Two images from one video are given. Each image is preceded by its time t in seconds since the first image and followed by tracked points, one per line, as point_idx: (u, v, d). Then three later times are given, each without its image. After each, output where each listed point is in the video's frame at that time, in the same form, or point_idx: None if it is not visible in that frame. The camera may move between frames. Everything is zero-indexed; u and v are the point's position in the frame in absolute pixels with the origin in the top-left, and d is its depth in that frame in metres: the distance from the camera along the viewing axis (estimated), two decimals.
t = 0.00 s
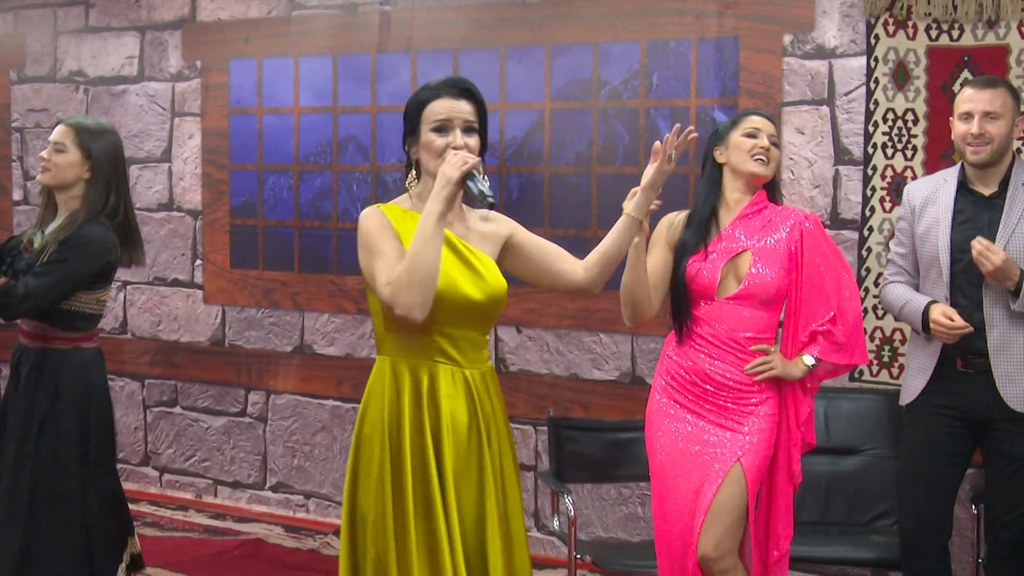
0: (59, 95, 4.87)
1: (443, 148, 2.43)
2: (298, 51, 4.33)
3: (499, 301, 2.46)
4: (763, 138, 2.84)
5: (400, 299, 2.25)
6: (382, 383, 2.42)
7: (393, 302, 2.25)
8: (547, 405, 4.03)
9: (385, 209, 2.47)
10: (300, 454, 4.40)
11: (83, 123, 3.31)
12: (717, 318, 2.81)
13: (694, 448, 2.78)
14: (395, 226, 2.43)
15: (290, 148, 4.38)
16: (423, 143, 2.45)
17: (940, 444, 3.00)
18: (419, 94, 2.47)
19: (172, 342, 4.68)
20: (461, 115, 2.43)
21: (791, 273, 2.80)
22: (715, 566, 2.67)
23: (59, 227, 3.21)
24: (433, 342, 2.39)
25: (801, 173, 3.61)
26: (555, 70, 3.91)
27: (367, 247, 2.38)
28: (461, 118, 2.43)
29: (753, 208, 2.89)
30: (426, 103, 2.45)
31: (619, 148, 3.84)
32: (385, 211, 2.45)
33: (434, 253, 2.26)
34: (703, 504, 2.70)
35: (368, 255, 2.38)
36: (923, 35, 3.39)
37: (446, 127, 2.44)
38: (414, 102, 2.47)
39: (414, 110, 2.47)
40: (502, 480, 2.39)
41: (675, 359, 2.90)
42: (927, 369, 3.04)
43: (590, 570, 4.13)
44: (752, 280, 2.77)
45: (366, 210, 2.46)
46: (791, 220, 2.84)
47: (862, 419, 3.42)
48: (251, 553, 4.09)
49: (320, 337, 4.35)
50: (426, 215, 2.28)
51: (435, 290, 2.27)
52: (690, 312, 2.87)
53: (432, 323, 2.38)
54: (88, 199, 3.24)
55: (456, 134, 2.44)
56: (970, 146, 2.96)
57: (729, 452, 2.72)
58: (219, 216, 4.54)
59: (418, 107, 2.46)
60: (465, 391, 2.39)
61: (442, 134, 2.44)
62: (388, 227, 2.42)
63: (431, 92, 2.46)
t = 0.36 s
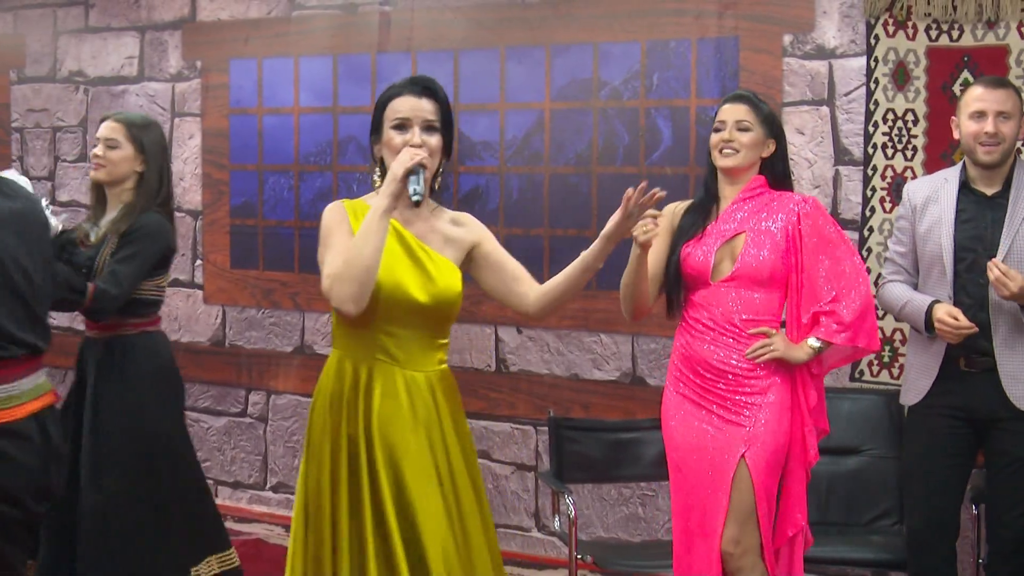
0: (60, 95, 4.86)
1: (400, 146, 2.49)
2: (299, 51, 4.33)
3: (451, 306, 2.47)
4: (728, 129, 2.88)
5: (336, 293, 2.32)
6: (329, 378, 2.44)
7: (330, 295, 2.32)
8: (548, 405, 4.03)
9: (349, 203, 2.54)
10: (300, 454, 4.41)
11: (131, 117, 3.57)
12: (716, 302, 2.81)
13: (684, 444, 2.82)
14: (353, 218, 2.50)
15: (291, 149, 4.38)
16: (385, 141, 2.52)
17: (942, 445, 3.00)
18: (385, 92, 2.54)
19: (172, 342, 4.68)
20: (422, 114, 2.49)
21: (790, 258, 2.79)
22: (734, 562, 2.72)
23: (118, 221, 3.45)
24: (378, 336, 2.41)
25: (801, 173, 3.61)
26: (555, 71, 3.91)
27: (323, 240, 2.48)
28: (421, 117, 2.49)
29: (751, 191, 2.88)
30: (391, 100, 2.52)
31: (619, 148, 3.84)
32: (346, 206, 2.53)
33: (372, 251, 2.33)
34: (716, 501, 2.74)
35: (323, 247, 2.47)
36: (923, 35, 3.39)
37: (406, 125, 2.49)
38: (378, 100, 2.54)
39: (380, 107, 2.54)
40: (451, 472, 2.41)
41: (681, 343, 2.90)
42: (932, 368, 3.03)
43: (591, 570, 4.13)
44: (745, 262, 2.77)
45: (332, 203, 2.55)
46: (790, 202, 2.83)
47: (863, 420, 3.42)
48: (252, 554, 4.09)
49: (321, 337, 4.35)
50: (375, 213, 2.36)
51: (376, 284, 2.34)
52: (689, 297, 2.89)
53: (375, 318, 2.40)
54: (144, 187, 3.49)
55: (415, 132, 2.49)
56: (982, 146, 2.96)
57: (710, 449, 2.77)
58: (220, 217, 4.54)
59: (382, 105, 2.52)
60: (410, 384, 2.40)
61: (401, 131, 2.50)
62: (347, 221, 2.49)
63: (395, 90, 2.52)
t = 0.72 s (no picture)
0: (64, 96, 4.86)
1: (360, 153, 2.54)
2: (304, 52, 4.33)
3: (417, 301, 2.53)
4: (734, 139, 2.88)
5: (285, 300, 2.42)
6: (293, 384, 2.55)
7: (279, 302, 2.43)
8: (553, 406, 4.03)
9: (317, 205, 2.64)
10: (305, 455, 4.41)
11: (168, 119, 3.52)
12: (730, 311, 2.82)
13: (689, 453, 2.86)
14: (316, 219, 2.60)
15: (296, 150, 4.38)
16: (345, 147, 2.57)
17: (948, 447, 3.00)
18: (343, 95, 2.58)
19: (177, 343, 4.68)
20: (380, 120, 2.53)
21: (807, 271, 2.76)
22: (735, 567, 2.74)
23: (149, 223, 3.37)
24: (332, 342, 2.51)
25: (805, 174, 3.61)
26: (560, 72, 3.91)
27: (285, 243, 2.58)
28: (379, 123, 2.53)
29: (764, 200, 2.89)
30: (349, 104, 2.56)
31: (623, 149, 3.83)
32: (313, 207, 2.62)
33: (319, 260, 2.42)
34: (716, 506, 2.79)
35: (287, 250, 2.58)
36: (927, 36, 3.39)
37: (367, 129, 2.53)
38: (337, 104, 2.58)
39: (338, 112, 2.58)
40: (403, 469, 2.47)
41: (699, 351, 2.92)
42: (940, 369, 3.02)
43: (595, 571, 4.13)
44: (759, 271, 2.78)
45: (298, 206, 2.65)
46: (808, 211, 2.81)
47: (867, 421, 3.42)
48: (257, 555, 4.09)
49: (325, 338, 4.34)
50: (328, 224, 2.45)
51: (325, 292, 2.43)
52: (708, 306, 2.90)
53: (329, 320, 2.51)
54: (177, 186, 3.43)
55: (374, 138, 2.54)
56: (988, 145, 2.95)
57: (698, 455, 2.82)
58: (224, 218, 4.54)
59: (341, 111, 2.57)
60: (360, 387, 2.48)
61: (361, 138, 2.54)
62: (309, 221, 2.60)
63: (354, 95, 2.56)
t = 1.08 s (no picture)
0: (68, 95, 4.86)
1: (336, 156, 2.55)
2: (308, 52, 4.33)
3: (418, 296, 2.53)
4: (762, 136, 2.84)
5: (287, 308, 2.44)
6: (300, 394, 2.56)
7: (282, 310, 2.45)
8: (557, 406, 4.02)
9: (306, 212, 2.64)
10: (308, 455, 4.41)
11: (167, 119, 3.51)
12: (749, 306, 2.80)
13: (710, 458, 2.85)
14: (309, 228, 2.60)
15: (300, 149, 4.37)
16: (320, 153, 2.58)
17: (953, 447, 2.99)
18: (308, 103, 2.58)
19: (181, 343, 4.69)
20: (349, 121, 2.54)
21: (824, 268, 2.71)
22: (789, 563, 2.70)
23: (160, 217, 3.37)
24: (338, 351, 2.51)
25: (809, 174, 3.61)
26: (564, 72, 3.91)
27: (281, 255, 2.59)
28: (348, 124, 2.54)
29: (785, 195, 2.82)
30: (316, 111, 2.56)
31: (628, 149, 3.83)
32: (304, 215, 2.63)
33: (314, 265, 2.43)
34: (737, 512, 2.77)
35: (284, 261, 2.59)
36: (931, 36, 3.38)
37: (337, 133, 2.54)
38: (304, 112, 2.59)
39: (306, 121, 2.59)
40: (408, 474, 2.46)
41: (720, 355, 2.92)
42: (946, 361, 3.01)
43: (600, 570, 4.13)
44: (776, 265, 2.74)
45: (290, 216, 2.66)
46: (825, 207, 2.75)
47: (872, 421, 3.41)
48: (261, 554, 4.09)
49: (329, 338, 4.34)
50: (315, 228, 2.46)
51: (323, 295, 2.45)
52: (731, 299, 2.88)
53: (337, 327, 2.52)
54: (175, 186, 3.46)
55: (346, 139, 2.54)
56: (993, 133, 2.95)
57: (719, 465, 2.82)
58: (228, 218, 4.55)
59: (308, 119, 2.58)
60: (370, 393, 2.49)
61: (334, 142, 2.55)
62: (301, 228, 2.61)
63: (319, 101, 2.56)
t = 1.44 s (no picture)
0: (70, 96, 4.87)
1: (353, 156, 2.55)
2: (310, 52, 4.33)
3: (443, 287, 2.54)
4: (774, 135, 2.83)
5: (325, 312, 2.43)
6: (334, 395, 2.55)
7: (319, 316, 2.44)
8: (559, 406, 4.02)
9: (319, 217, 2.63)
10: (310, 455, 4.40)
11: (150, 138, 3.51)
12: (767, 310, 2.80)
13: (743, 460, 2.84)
14: (326, 232, 2.59)
15: (302, 149, 4.37)
16: (335, 154, 2.58)
17: (955, 447, 2.99)
18: (316, 103, 2.58)
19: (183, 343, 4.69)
20: (362, 119, 2.53)
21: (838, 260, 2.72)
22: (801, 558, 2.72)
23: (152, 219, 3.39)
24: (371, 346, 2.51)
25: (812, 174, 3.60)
26: (566, 72, 3.91)
27: (302, 261, 2.58)
28: (362, 122, 2.53)
29: (798, 197, 2.83)
30: (326, 112, 2.56)
31: (631, 149, 3.83)
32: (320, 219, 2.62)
33: (348, 266, 2.43)
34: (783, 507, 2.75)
35: (305, 268, 2.58)
36: (934, 36, 3.38)
37: (353, 133, 2.54)
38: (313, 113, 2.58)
39: (316, 123, 2.58)
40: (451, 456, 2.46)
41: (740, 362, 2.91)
42: (943, 363, 3.03)
43: (602, 571, 4.12)
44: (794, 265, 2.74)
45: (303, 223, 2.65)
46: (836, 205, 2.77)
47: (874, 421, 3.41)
48: (263, 554, 4.09)
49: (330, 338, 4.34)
50: (343, 229, 2.45)
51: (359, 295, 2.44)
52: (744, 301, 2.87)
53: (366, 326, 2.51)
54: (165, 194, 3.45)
55: (361, 138, 2.54)
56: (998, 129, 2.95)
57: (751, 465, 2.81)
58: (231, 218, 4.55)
59: (318, 121, 2.57)
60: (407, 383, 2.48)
61: (349, 142, 2.55)
62: (317, 232, 2.60)
63: (327, 102, 2.56)
